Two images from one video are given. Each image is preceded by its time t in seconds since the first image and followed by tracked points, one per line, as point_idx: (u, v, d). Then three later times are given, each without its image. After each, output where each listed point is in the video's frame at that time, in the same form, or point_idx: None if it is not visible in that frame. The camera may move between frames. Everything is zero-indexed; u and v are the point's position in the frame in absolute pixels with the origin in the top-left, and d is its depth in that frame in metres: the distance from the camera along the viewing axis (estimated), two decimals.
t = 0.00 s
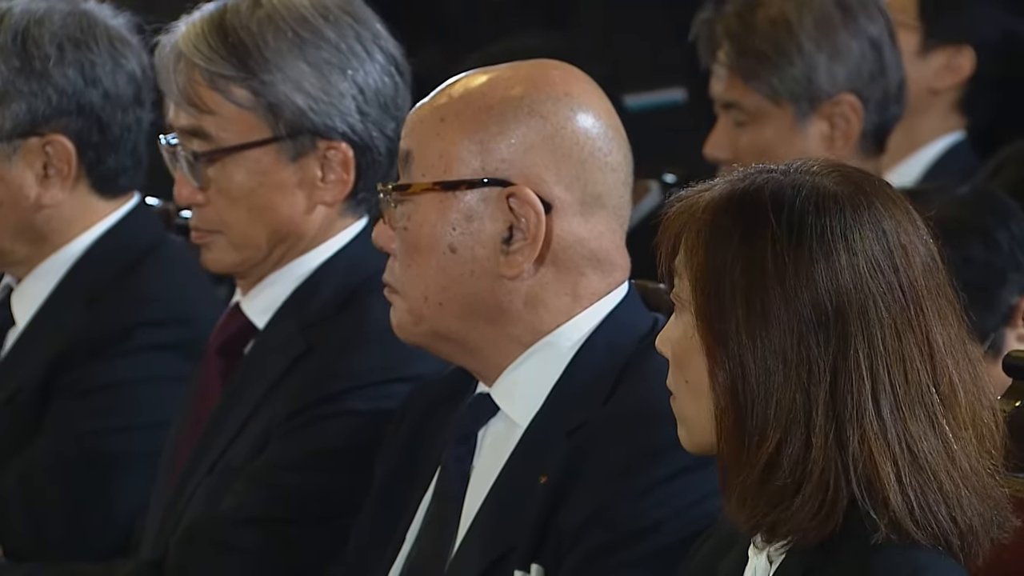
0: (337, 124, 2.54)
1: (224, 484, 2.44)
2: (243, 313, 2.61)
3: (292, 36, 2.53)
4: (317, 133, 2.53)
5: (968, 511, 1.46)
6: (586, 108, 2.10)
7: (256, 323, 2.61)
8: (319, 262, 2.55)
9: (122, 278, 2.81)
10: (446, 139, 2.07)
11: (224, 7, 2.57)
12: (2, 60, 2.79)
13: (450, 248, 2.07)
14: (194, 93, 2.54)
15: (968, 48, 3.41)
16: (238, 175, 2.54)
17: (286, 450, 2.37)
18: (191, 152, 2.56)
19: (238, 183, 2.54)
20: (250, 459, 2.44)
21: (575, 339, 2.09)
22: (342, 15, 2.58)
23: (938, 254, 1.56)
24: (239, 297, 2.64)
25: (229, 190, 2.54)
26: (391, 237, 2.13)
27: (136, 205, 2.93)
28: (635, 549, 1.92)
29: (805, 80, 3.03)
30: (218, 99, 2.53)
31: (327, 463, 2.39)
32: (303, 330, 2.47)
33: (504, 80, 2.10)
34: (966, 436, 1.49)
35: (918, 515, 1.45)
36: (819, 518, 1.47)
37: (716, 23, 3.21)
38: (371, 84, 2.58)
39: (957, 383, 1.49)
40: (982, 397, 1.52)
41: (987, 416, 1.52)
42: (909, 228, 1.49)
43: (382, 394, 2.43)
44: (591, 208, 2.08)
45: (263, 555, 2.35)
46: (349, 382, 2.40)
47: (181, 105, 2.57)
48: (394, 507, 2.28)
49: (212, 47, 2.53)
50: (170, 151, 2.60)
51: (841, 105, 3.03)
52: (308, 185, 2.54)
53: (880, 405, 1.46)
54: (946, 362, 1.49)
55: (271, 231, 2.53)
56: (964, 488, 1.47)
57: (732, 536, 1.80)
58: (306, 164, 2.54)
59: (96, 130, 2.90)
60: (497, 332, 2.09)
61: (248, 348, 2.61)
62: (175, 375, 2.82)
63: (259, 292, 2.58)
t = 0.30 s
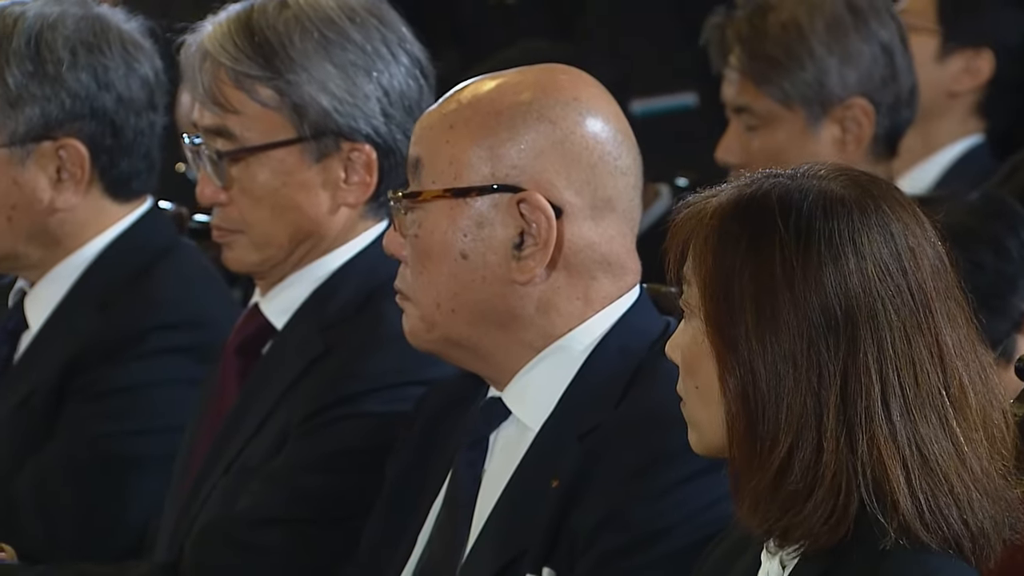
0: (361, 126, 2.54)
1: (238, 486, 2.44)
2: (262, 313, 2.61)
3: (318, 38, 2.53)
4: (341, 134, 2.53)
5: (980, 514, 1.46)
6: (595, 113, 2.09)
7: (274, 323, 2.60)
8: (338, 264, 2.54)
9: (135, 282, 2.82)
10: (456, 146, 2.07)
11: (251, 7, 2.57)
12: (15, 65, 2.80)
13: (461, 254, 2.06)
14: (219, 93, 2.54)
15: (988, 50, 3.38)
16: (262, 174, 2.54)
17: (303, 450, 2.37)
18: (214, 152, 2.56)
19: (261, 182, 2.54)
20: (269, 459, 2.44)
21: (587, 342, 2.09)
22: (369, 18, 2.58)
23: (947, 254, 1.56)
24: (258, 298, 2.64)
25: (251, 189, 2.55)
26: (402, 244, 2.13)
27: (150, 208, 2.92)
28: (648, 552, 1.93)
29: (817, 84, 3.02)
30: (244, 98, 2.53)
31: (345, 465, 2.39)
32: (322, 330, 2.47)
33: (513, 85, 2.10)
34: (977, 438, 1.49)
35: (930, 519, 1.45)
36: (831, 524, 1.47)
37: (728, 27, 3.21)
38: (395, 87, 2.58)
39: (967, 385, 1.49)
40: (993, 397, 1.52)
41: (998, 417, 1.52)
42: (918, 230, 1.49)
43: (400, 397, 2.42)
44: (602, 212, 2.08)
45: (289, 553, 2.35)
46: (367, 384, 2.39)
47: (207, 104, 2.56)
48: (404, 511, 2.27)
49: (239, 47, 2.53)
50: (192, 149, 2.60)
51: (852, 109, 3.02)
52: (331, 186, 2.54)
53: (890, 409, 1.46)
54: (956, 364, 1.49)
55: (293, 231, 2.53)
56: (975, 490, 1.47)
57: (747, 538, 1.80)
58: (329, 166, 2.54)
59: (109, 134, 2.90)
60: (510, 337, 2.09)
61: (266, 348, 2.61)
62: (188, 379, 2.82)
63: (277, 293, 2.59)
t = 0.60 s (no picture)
0: (371, 130, 2.54)
1: (252, 488, 2.44)
2: (270, 317, 2.61)
3: (331, 40, 2.53)
4: (350, 138, 2.53)
5: (991, 515, 1.46)
6: (603, 117, 2.08)
7: (282, 327, 2.61)
8: (347, 267, 2.55)
9: (147, 286, 2.82)
10: (465, 152, 2.06)
11: (265, 9, 2.57)
12: (28, 69, 2.80)
13: (471, 260, 2.06)
14: (231, 93, 2.54)
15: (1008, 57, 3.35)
16: (272, 175, 2.53)
17: (318, 455, 2.37)
18: (224, 151, 2.55)
19: (270, 182, 2.53)
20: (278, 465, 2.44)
21: (597, 348, 2.09)
22: (383, 22, 2.58)
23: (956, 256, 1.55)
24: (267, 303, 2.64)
25: (260, 190, 2.54)
26: (412, 250, 2.12)
27: (163, 211, 2.94)
28: (659, 556, 1.93)
29: (828, 88, 3.02)
30: (255, 98, 2.52)
31: (351, 470, 2.39)
32: (329, 334, 2.48)
33: (521, 90, 2.09)
34: (988, 439, 1.48)
35: (940, 520, 1.44)
36: (844, 527, 1.46)
37: (739, 31, 3.21)
38: (407, 92, 2.59)
39: (977, 384, 1.48)
40: (1003, 399, 1.52)
41: (1009, 418, 1.52)
42: (926, 231, 1.49)
43: (408, 402, 2.43)
44: (612, 216, 2.07)
45: (295, 559, 2.35)
46: (376, 387, 2.40)
47: (218, 104, 2.56)
48: (409, 521, 2.27)
49: (252, 47, 2.53)
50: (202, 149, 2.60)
51: (863, 112, 3.02)
52: (341, 189, 2.54)
53: (900, 411, 1.45)
54: (966, 364, 1.48)
55: (303, 233, 2.53)
56: (986, 491, 1.46)
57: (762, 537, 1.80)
58: (339, 169, 2.54)
59: (121, 137, 2.91)
60: (520, 342, 2.08)
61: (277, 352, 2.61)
62: (202, 383, 2.82)
63: (285, 298, 2.59)
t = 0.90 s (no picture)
0: (373, 136, 2.55)
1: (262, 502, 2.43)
2: (266, 323, 2.62)
3: (343, 42, 2.54)
4: (351, 141, 2.54)
5: (1000, 514, 1.45)
6: (612, 121, 2.08)
7: (278, 333, 2.61)
8: (340, 272, 2.56)
9: (158, 289, 2.82)
10: (473, 156, 2.07)
11: (280, 6, 2.57)
12: (39, 72, 2.82)
13: (480, 264, 2.06)
14: (239, 86, 2.54)
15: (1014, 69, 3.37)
16: (269, 170, 2.53)
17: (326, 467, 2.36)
18: (222, 141, 2.55)
19: (267, 178, 2.53)
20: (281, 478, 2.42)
21: (606, 351, 2.09)
22: (395, 30, 2.60)
23: (965, 258, 1.56)
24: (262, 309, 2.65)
25: (255, 184, 2.53)
26: (421, 254, 2.13)
27: (174, 215, 2.95)
28: (670, 558, 1.93)
29: (837, 92, 3.02)
30: (263, 94, 2.52)
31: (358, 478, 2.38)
32: (325, 338, 2.48)
33: (529, 95, 2.09)
34: (997, 440, 1.48)
35: (946, 520, 1.43)
36: (852, 528, 1.47)
37: (748, 36, 3.22)
38: (413, 102, 2.60)
39: (985, 384, 1.48)
40: (1013, 400, 1.51)
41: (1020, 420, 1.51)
42: (932, 233, 1.50)
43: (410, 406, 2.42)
44: (621, 220, 2.07)
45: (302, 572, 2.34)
46: (386, 394, 2.40)
47: (225, 99, 2.55)
48: (416, 524, 2.27)
49: (264, 42, 2.52)
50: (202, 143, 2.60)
51: (872, 117, 3.02)
52: (336, 193, 2.54)
53: (906, 411, 1.45)
54: (974, 364, 1.48)
55: (297, 230, 2.52)
56: (995, 491, 1.46)
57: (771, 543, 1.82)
58: (335, 172, 2.54)
59: (133, 141, 2.91)
60: (529, 346, 2.09)
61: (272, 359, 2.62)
62: (200, 387, 2.80)
63: (282, 303, 2.60)
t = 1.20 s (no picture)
0: (357, 143, 2.54)
1: (265, 514, 2.42)
2: (253, 329, 2.60)
3: (333, 48, 2.54)
4: (335, 148, 2.53)
5: (1011, 517, 1.45)
6: (620, 125, 2.08)
7: (267, 340, 2.59)
8: (326, 279, 2.55)
9: (168, 294, 2.81)
10: (480, 161, 2.06)
11: (274, 9, 2.58)
12: (50, 76, 2.82)
13: (488, 269, 2.06)
14: (226, 84, 2.53)
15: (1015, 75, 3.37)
16: (251, 171, 2.53)
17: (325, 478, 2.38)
18: (206, 138, 2.55)
19: (247, 179, 2.53)
20: (283, 487, 2.42)
21: (615, 355, 2.09)
22: (389, 40, 2.59)
23: (974, 262, 1.57)
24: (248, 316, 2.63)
25: (235, 183, 2.53)
26: (428, 259, 2.12)
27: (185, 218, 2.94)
28: (677, 563, 1.94)
29: (847, 97, 3.06)
30: (252, 95, 2.52)
31: (361, 486, 2.39)
32: (316, 343, 2.48)
33: (535, 100, 2.09)
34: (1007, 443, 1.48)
35: (956, 523, 1.44)
36: (863, 531, 1.47)
37: (756, 41, 3.24)
38: (400, 112, 2.58)
39: (995, 387, 1.49)
40: None
41: None
42: (941, 236, 1.51)
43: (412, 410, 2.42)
44: (628, 223, 2.07)
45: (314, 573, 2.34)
46: (384, 401, 2.39)
47: (214, 98, 2.55)
48: (426, 528, 2.28)
49: (254, 43, 2.53)
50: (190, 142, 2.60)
51: (882, 121, 3.06)
52: (317, 197, 2.54)
53: (917, 414, 1.46)
54: (984, 367, 1.49)
55: (277, 231, 2.52)
56: (1005, 493, 1.46)
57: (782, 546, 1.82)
58: (318, 178, 2.53)
59: (143, 145, 2.91)
60: (537, 350, 2.08)
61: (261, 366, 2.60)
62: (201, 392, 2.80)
63: (268, 310, 2.58)
